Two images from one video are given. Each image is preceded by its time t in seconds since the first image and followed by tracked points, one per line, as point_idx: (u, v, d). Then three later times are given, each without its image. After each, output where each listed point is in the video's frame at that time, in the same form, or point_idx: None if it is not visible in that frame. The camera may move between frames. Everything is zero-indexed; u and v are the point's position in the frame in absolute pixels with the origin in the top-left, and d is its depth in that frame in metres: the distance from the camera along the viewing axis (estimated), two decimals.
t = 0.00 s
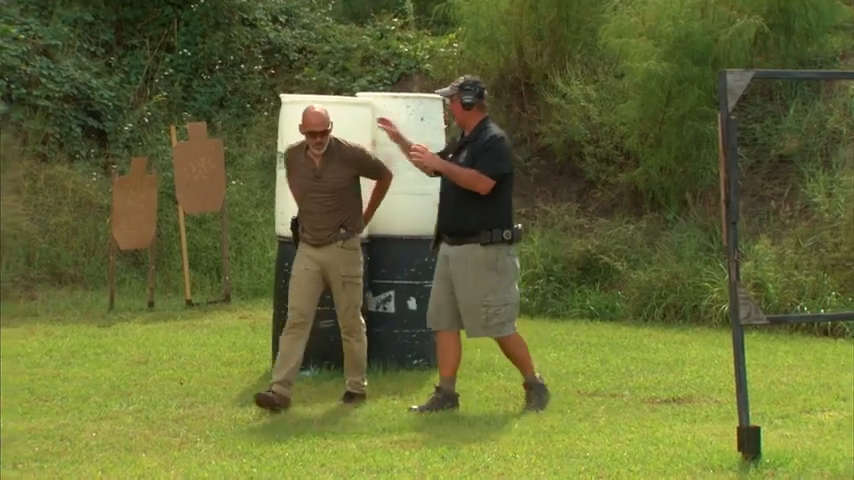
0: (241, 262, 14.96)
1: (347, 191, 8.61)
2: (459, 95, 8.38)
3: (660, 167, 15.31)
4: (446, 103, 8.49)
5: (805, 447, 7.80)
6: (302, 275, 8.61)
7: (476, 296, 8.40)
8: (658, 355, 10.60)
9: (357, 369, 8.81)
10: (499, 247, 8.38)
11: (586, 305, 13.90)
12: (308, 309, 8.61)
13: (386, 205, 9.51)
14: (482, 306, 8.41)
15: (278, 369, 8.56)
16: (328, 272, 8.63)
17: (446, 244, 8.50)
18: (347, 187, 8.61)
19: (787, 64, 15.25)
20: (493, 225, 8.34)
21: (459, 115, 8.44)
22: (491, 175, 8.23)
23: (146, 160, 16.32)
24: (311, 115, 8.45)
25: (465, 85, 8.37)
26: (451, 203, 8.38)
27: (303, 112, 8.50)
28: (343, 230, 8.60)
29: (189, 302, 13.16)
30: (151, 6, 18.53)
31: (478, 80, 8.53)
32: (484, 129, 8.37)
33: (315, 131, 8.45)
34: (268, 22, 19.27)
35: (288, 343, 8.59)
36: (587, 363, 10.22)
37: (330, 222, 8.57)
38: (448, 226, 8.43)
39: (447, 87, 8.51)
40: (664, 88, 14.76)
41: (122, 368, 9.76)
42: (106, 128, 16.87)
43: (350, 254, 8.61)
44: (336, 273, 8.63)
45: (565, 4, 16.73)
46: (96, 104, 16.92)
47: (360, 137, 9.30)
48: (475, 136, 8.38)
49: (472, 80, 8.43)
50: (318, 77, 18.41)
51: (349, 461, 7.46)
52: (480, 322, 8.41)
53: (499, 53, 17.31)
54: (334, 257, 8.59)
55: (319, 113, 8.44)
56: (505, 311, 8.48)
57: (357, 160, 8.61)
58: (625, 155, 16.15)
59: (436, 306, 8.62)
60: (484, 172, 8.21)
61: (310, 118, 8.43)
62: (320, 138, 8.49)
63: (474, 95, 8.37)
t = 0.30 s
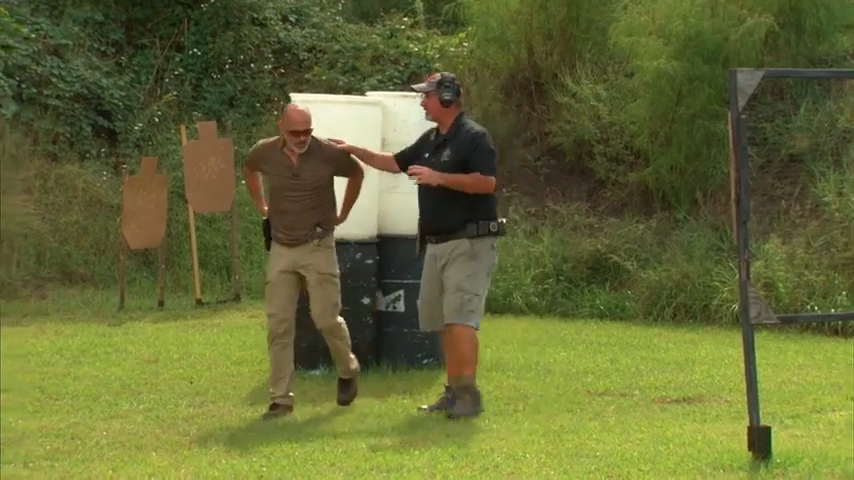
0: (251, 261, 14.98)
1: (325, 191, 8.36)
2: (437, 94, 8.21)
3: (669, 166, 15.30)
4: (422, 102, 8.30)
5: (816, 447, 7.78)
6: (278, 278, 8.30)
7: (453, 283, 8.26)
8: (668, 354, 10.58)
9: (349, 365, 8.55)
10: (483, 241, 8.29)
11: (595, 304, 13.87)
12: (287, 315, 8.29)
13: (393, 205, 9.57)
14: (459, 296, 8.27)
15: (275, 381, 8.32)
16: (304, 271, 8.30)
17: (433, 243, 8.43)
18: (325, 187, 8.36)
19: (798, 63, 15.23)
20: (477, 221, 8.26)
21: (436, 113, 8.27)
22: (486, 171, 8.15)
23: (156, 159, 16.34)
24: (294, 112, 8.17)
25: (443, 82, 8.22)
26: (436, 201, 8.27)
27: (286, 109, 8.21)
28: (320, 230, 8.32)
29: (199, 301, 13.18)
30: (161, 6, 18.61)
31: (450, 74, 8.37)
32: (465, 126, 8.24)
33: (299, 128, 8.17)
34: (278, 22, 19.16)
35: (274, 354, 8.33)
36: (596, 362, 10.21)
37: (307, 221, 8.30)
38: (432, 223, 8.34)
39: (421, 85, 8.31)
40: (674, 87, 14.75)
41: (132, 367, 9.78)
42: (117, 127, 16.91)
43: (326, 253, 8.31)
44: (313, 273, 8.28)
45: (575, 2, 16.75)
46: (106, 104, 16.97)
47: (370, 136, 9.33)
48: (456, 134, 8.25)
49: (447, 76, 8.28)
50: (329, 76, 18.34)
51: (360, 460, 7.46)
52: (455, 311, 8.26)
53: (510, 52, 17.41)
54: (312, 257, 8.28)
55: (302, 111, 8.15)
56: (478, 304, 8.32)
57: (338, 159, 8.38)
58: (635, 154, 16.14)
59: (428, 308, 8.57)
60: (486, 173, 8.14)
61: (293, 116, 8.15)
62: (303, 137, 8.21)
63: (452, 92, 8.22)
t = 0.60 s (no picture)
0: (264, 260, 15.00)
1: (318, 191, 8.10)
2: (432, 100, 7.88)
3: (683, 165, 15.29)
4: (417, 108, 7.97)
5: (831, 447, 7.76)
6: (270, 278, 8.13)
7: (444, 295, 7.95)
8: (682, 354, 10.57)
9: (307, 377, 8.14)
10: (475, 249, 7.96)
11: (608, 303, 13.84)
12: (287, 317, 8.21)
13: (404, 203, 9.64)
14: (447, 308, 7.94)
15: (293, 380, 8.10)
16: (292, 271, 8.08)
17: (423, 252, 8.11)
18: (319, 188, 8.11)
19: (812, 62, 15.18)
20: (470, 229, 7.92)
21: (431, 120, 7.94)
22: (485, 181, 7.84)
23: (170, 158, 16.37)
24: (291, 110, 7.95)
25: (439, 88, 7.89)
26: (428, 210, 7.93)
27: (283, 107, 7.99)
28: (310, 230, 8.06)
29: (212, 300, 13.21)
30: (175, 5, 18.56)
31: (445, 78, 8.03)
32: (461, 134, 7.92)
33: (296, 126, 7.95)
34: (291, 21, 19.14)
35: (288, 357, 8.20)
36: (610, 362, 10.20)
37: (298, 221, 8.04)
38: (422, 232, 8.00)
39: (415, 90, 7.98)
40: (687, 86, 14.73)
41: (145, 366, 9.79)
42: (130, 126, 16.97)
43: (316, 253, 8.07)
44: (300, 272, 8.05)
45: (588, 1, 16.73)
46: (120, 103, 17.01)
47: (384, 138, 9.33)
48: (451, 142, 7.93)
49: (442, 81, 7.95)
50: (341, 75, 18.35)
51: (373, 460, 7.46)
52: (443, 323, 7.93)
53: (523, 51, 17.43)
54: (301, 257, 8.04)
55: (299, 109, 7.94)
56: (471, 315, 7.99)
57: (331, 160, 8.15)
58: (648, 153, 16.13)
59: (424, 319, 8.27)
60: (486, 184, 7.84)
61: (290, 113, 7.93)
62: (300, 135, 8.00)
63: (447, 98, 7.89)
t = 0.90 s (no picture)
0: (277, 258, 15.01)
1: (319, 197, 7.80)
2: (432, 95, 7.65)
3: (697, 164, 15.27)
4: (416, 105, 7.75)
5: (847, 447, 7.74)
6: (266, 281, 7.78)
7: (453, 296, 7.76)
8: (696, 353, 10.55)
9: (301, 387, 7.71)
10: (480, 246, 7.80)
11: (622, 303, 13.82)
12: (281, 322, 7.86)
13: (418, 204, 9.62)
14: (456, 307, 7.75)
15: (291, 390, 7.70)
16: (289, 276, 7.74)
17: (422, 245, 7.88)
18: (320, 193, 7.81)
19: (827, 61, 15.14)
20: (475, 227, 7.75)
21: (431, 116, 7.71)
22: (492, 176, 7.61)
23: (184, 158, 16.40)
24: (295, 112, 7.62)
25: (438, 83, 7.66)
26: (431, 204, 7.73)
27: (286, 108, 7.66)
28: (310, 234, 7.76)
29: (226, 300, 13.22)
30: (190, 5, 18.61)
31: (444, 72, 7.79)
32: (463, 129, 7.69)
33: (298, 129, 7.63)
34: (305, 20, 19.13)
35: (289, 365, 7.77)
36: (623, 361, 10.19)
37: (297, 226, 7.74)
38: (424, 226, 7.81)
39: (415, 86, 7.75)
40: (702, 85, 14.70)
41: (160, 365, 9.81)
42: (144, 126, 17.00)
43: (314, 260, 7.75)
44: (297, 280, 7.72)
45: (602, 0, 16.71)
46: (134, 103, 17.06)
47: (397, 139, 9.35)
48: (453, 137, 7.70)
49: (440, 76, 7.71)
50: (355, 75, 18.34)
51: (387, 459, 7.47)
52: (454, 323, 7.75)
53: (536, 50, 17.37)
54: (299, 263, 7.71)
55: (303, 112, 7.61)
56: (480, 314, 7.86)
57: (334, 166, 7.82)
58: (662, 152, 16.13)
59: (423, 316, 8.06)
60: (492, 179, 7.60)
61: (293, 115, 7.61)
62: (302, 138, 7.69)
63: (447, 93, 7.66)
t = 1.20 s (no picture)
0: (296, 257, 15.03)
1: (324, 195, 7.86)
2: (434, 96, 7.60)
3: (717, 162, 15.23)
4: (417, 108, 7.67)
5: None
6: (269, 276, 7.79)
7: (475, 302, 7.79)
8: (717, 352, 10.51)
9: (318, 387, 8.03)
10: (494, 247, 7.83)
11: (641, 302, 13.78)
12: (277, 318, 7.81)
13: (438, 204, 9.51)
14: (477, 311, 7.79)
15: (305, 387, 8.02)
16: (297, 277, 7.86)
17: (434, 249, 7.80)
18: (325, 191, 7.88)
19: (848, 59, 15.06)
20: (489, 228, 7.74)
21: (433, 117, 7.66)
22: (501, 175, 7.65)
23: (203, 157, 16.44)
24: (296, 110, 7.70)
25: (438, 84, 7.61)
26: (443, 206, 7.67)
27: (288, 106, 7.72)
28: (316, 233, 7.86)
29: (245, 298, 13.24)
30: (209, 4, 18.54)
31: (440, 72, 7.75)
32: (468, 128, 7.68)
33: (301, 127, 7.70)
34: (324, 19, 19.12)
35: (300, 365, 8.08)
36: (644, 360, 10.17)
37: (303, 224, 7.82)
38: (437, 230, 7.74)
39: (413, 88, 7.67)
40: (723, 83, 14.65)
41: (180, 363, 9.84)
42: (164, 125, 17.03)
43: (321, 259, 7.87)
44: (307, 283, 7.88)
45: None
46: (154, 102, 17.11)
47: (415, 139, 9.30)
48: (458, 137, 7.68)
49: (439, 76, 7.66)
50: (374, 73, 18.34)
51: (406, 457, 7.47)
52: (476, 327, 7.80)
53: (556, 49, 17.28)
54: (308, 263, 7.85)
55: (305, 109, 7.70)
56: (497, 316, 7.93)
57: (338, 162, 7.88)
58: (682, 151, 16.12)
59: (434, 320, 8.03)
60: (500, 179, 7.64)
61: (295, 114, 7.68)
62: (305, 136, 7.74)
63: (448, 93, 7.62)
